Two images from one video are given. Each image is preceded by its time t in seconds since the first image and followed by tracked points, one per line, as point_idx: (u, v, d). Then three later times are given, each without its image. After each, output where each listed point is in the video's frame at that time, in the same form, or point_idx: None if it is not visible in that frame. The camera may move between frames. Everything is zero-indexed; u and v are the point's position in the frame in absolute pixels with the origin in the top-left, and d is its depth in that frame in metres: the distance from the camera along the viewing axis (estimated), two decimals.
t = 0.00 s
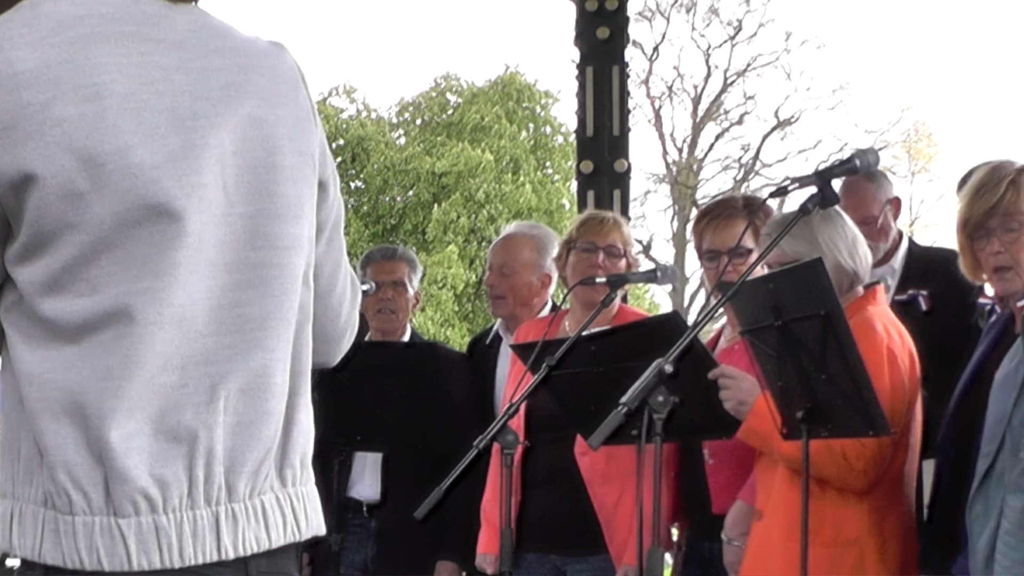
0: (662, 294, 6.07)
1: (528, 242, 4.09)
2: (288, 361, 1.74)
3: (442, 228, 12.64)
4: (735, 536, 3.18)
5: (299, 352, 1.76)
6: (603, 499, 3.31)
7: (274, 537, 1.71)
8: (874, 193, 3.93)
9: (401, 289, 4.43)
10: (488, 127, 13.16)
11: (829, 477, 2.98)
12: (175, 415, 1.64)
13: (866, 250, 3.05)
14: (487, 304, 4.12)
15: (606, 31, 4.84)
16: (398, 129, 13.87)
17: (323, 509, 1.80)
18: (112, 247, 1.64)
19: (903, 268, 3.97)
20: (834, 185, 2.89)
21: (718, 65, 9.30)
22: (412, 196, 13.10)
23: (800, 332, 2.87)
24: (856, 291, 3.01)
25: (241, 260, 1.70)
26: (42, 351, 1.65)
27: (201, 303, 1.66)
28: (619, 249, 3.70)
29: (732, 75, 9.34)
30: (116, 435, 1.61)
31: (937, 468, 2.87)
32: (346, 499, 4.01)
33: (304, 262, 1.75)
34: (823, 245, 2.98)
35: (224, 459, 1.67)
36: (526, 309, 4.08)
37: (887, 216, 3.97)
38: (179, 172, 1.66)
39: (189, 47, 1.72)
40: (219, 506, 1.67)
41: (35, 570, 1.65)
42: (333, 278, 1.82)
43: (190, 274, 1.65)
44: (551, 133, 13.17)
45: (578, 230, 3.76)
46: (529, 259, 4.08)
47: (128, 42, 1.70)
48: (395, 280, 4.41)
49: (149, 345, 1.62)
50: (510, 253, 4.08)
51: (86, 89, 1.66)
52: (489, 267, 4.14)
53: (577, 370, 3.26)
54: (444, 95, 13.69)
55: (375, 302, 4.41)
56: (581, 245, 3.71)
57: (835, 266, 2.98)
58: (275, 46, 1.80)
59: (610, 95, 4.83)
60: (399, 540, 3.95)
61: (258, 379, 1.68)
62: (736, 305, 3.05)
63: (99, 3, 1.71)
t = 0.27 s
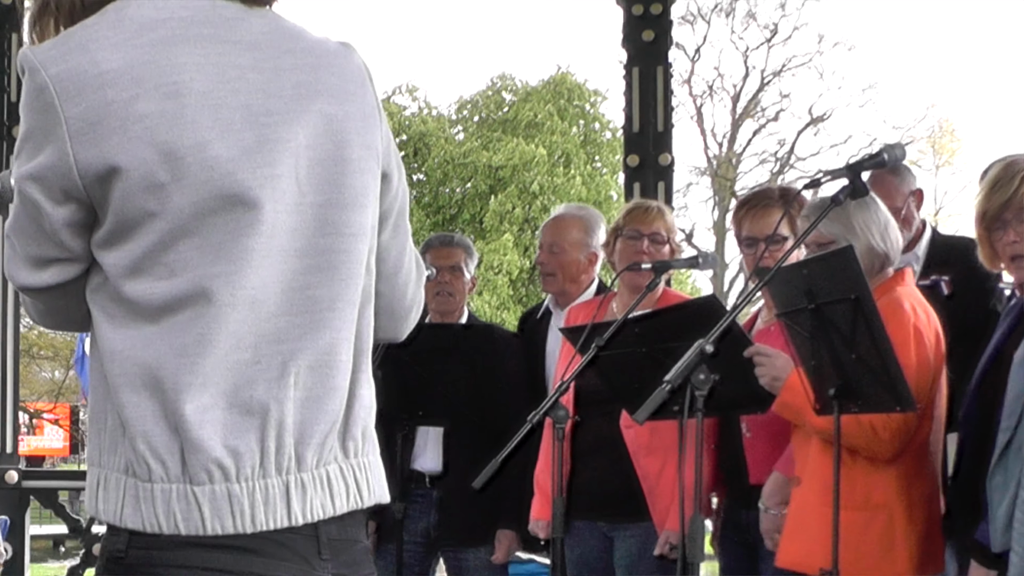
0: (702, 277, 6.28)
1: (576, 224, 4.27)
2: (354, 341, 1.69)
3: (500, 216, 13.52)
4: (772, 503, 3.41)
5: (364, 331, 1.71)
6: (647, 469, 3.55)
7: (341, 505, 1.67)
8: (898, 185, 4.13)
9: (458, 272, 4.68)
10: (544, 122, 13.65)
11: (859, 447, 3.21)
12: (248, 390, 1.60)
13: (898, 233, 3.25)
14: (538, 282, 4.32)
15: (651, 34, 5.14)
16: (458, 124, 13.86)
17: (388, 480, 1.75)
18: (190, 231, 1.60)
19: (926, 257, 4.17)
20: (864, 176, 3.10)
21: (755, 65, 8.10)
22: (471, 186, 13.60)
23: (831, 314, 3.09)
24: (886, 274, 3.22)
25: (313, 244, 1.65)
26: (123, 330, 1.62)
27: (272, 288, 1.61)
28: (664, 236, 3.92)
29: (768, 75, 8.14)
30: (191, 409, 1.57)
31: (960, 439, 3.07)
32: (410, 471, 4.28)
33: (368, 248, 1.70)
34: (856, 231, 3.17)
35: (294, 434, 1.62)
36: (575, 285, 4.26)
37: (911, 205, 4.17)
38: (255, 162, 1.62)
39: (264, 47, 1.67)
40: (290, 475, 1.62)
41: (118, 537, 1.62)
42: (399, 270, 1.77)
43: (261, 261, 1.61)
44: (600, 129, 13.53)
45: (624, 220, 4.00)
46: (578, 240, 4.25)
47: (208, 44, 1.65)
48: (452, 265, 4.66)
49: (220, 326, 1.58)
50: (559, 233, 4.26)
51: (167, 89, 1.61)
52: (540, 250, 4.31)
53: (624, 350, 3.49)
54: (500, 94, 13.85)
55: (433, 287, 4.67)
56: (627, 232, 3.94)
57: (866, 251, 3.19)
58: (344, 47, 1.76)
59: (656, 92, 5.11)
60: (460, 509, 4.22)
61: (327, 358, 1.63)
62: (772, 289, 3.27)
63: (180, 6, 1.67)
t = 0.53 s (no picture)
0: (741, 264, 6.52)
1: (617, 212, 4.50)
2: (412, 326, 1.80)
3: (546, 207, 16.13)
4: (803, 477, 3.62)
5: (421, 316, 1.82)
6: (686, 446, 3.76)
7: (399, 479, 1.77)
8: (919, 178, 4.28)
9: (507, 260, 4.93)
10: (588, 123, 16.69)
11: (885, 425, 3.42)
12: (314, 370, 1.69)
13: (921, 227, 3.46)
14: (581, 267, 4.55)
15: (690, 37, 5.88)
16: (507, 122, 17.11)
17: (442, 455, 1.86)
18: (261, 222, 1.70)
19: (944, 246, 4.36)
20: (889, 169, 3.32)
21: (789, 66, 10.54)
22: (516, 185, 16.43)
23: (858, 299, 3.31)
24: (910, 263, 3.43)
25: (375, 235, 1.76)
26: (198, 313, 1.72)
27: (338, 276, 1.72)
28: (699, 228, 4.13)
29: (800, 75, 10.56)
30: (260, 389, 1.66)
31: (980, 418, 3.26)
32: (463, 447, 4.45)
33: (426, 238, 1.81)
34: (883, 223, 3.39)
35: (357, 412, 1.72)
36: (616, 269, 4.49)
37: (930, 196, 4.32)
38: (321, 158, 1.71)
39: (329, 51, 1.77)
40: (352, 451, 1.72)
41: (191, 508, 1.72)
42: (455, 259, 1.92)
43: (327, 250, 1.71)
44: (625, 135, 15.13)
45: (663, 212, 4.23)
46: (618, 227, 4.48)
47: (278, 46, 1.75)
48: (502, 254, 4.91)
49: (289, 311, 1.68)
50: (601, 220, 4.49)
51: (238, 87, 1.71)
52: (581, 237, 4.55)
53: (666, 333, 3.71)
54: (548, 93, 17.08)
55: (484, 274, 4.92)
56: (666, 224, 4.16)
57: (892, 242, 3.40)
58: (403, 51, 1.87)
59: (696, 90, 5.79)
60: (511, 483, 4.42)
61: (387, 342, 1.73)
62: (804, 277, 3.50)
63: (251, 11, 1.77)
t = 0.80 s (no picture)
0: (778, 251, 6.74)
1: (654, 200, 4.75)
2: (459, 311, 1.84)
3: (590, 200, 18.52)
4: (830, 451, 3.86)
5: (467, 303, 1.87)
6: (719, 423, 4.01)
7: (447, 455, 1.80)
8: (938, 170, 4.46)
9: (551, 248, 5.16)
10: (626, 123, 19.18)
11: (907, 403, 3.64)
12: (368, 352, 1.73)
13: (942, 214, 3.67)
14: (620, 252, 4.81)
15: (725, 39, 6.37)
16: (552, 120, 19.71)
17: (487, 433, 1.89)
18: (317, 212, 1.74)
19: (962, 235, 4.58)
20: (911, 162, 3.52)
21: (817, 68, 13.95)
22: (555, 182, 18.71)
23: (881, 285, 3.52)
24: (932, 249, 3.65)
25: (426, 226, 1.80)
26: (259, 299, 1.77)
27: (391, 265, 1.76)
28: (730, 217, 4.34)
29: (828, 75, 13.99)
30: (316, 369, 1.70)
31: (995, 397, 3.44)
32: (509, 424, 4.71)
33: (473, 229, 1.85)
34: (907, 212, 3.60)
35: (408, 393, 1.77)
36: (653, 254, 4.75)
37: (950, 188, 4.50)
38: (375, 152, 1.75)
39: (384, 53, 1.81)
40: (404, 428, 1.76)
41: (252, 482, 1.74)
42: (498, 252, 1.95)
43: (382, 241, 1.74)
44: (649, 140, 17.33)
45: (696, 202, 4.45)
46: (655, 215, 4.73)
47: (336, 48, 1.79)
48: (546, 242, 5.15)
49: (345, 298, 1.72)
50: (640, 208, 4.74)
51: (298, 86, 1.75)
52: (622, 223, 4.81)
53: (701, 317, 3.96)
54: (591, 93, 19.68)
55: (530, 261, 5.14)
56: (698, 215, 4.37)
57: (915, 229, 3.62)
58: (453, 53, 1.90)
59: (729, 89, 6.30)
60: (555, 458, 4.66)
61: (438, 326, 1.77)
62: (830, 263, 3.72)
63: (310, 14, 1.81)
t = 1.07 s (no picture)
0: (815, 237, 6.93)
1: (686, 194, 4.99)
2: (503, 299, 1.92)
3: (630, 192, 19.13)
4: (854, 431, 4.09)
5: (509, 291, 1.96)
6: (750, 404, 4.25)
7: (493, 433, 1.88)
8: (959, 161, 4.56)
9: (591, 238, 5.40)
10: (665, 117, 19.79)
11: (928, 386, 3.86)
12: (418, 335, 1.82)
13: (961, 209, 3.89)
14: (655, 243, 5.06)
15: (755, 41, 6.58)
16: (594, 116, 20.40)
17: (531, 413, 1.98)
18: (369, 206, 1.82)
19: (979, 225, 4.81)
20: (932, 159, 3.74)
21: (845, 68, 14.10)
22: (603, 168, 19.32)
23: (904, 274, 3.73)
24: (951, 243, 3.87)
25: (473, 217, 1.89)
26: (314, 286, 1.85)
27: (439, 253, 1.84)
28: (757, 211, 4.49)
29: (853, 75, 14.13)
30: (369, 350, 1.79)
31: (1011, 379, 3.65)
32: (550, 404, 5.01)
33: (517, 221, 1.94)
34: (927, 207, 3.82)
35: (456, 374, 1.85)
36: (687, 244, 4.99)
37: (967, 180, 4.59)
38: (423, 148, 1.83)
39: (432, 52, 1.89)
40: (453, 408, 1.84)
41: (311, 459, 1.83)
42: (540, 237, 2.05)
43: (431, 230, 1.83)
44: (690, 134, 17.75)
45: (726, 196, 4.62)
46: (688, 207, 4.98)
47: (385, 49, 1.87)
48: (587, 233, 5.39)
49: (396, 285, 1.80)
50: (673, 200, 4.99)
51: (348, 86, 1.82)
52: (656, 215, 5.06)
53: (734, 304, 4.19)
54: (630, 91, 20.26)
55: (570, 250, 5.39)
56: (727, 210, 4.53)
57: (935, 223, 3.83)
58: (496, 53, 2.00)
59: (760, 90, 6.51)
60: (593, 436, 4.93)
61: (483, 312, 1.86)
62: (855, 254, 3.94)
63: (360, 18, 1.89)
